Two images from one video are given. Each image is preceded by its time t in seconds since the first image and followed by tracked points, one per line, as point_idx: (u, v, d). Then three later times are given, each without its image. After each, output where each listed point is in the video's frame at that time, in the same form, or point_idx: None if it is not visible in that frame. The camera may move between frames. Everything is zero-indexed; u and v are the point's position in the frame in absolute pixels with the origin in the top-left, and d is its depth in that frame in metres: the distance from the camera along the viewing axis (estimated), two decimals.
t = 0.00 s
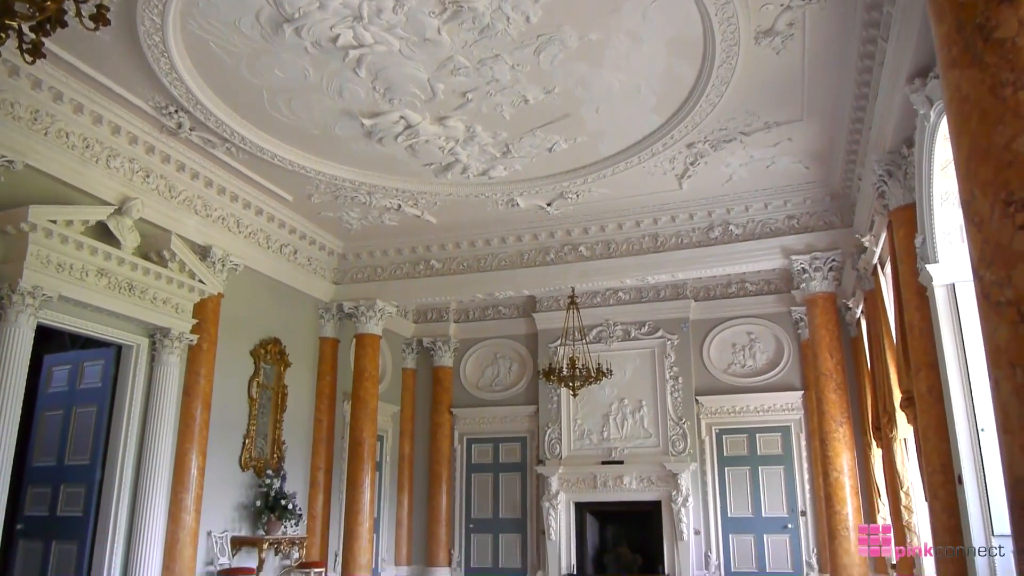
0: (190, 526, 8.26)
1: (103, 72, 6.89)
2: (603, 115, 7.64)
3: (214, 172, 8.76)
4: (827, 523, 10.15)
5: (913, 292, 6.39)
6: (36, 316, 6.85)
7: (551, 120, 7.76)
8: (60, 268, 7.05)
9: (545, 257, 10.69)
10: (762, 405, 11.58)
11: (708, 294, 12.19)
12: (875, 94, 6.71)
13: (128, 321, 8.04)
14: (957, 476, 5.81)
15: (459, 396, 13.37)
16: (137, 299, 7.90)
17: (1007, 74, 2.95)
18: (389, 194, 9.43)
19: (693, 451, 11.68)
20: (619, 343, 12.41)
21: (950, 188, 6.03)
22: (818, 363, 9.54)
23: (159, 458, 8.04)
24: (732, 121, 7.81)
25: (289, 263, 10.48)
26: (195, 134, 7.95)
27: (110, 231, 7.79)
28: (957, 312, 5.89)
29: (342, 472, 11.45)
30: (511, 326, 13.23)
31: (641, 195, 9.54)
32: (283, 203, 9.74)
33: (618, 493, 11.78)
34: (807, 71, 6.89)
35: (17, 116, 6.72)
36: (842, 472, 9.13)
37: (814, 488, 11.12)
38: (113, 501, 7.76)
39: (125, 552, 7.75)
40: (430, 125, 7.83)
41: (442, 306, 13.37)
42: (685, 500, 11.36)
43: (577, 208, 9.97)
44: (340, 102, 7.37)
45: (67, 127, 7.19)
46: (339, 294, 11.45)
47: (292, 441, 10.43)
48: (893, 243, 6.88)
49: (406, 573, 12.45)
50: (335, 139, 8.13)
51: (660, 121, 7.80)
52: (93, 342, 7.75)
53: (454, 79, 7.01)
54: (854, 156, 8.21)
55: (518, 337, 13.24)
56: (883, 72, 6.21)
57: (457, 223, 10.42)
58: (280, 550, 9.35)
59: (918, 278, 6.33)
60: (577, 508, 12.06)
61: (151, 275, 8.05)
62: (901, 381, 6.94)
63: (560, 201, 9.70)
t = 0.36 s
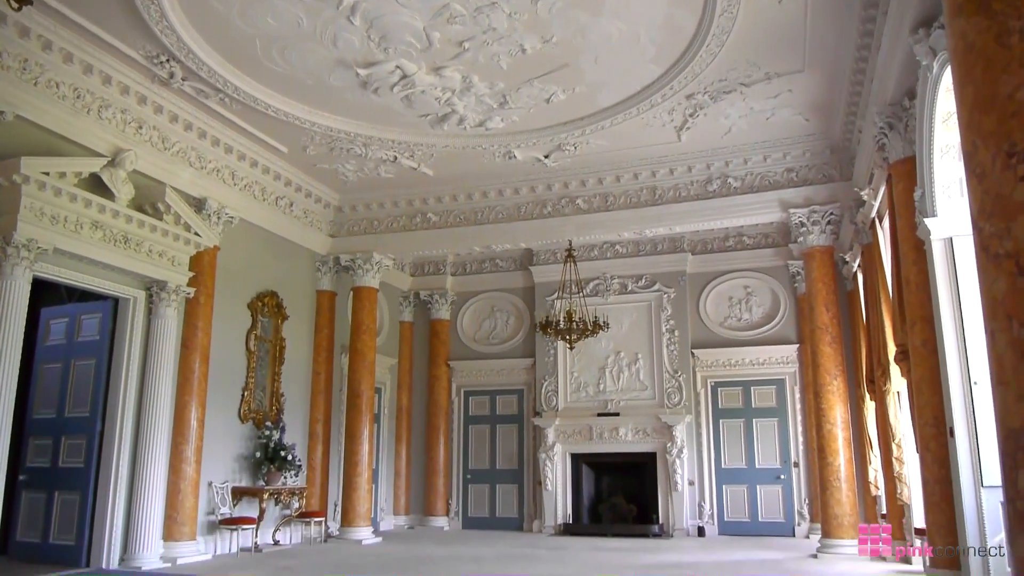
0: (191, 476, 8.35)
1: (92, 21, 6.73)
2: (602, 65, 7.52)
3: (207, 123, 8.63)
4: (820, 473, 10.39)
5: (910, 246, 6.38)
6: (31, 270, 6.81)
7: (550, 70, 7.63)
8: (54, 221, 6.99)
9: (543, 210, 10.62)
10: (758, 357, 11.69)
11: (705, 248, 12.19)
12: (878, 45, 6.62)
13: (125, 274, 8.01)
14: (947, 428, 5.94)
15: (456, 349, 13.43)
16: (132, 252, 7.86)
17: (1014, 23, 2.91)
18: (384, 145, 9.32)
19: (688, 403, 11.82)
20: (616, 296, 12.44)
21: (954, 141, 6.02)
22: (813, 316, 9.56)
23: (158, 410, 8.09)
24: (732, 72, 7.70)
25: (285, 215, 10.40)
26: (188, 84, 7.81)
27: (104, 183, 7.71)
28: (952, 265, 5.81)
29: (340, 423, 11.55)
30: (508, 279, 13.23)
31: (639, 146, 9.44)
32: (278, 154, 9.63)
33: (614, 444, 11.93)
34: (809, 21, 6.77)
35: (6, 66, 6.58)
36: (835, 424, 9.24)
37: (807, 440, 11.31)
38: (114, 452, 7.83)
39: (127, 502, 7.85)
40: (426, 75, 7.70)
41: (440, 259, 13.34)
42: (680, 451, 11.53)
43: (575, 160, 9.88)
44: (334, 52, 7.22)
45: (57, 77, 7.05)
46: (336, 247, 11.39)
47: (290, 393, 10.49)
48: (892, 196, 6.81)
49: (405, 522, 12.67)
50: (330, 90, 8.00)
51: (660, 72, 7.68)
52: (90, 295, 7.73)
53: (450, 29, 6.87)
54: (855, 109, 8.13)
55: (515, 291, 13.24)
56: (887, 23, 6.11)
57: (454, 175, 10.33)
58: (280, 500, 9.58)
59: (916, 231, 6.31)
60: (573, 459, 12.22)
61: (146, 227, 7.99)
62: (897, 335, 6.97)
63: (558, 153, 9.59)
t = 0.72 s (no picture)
0: (190, 438, 8.41)
1: None
2: (601, 25, 7.41)
3: (200, 84, 8.51)
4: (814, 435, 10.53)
5: (908, 210, 6.38)
6: (26, 233, 6.77)
7: (548, 31, 7.51)
8: (48, 184, 6.93)
9: (540, 173, 10.55)
10: (754, 321, 11.76)
11: (703, 212, 12.17)
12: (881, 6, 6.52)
13: (120, 237, 7.97)
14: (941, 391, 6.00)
15: (453, 312, 13.45)
16: (127, 215, 7.81)
17: None
18: (381, 107, 9.22)
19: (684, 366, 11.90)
20: (614, 260, 12.44)
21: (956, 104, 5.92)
22: (810, 281, 9.56)
23: (156, 373, 8.11)
24: (733, 33, 7.59)
25: (281, 178, 10.32)
26: (181, 44, 7.68)
27: (97, 145, 7.62)
28: (949, 230, 5.80)
29: (338, 386, 11.61)
30: (505, 242, 13.20)
31: (637, 109, 9.36)
32: (272, 116, 9.52)
33: (610, 407, 12.03)
34: None
35: None
36: (829, 387, 9.32)
37: (801, 403, 11.43)
38: (113, 415, 7.88)
39: (127, 463, 7.92)
40: (422, 35, 7.58)
41: (437, 223, 13.28)
42: (676, 413, 11.64)
43: (573, 122, 9.78)
44: (329, 12, 7.10)
45: (46, 37, 6.92)
46: (332, 210, 11.32)
47: (287, 357, 10.52)
48: (891, 160, 6.75)
49: (404, 484, 12.82)
50: (324, 51, 7.88)
51: (659, 33, 7.58)
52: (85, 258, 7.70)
53: None
54: (856, 71, 8.04)
55: (511, 255, 13.22)
56: None
57: (451, 137, 10.23)
58: (279, 462, 9.78)
59: (914, 195, 6.30)
60: (570, 421, 12.33)
61: (141, 190, 7.93)
62: (893, 299, 6.99)
63: (556, 115, 9.50)
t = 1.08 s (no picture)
0: (189, 405, 8.44)
1: None
2: None
3: (194, 49, 8.38)
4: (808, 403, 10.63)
5: (907, 177, 6.36)
6: (20, 200, 6.71)
7: None
8: (42, 150, 6.87)
9: (537, 140, 10.47)
10: (752, 289, 11.80)
11: (701, 179, 12.12)
12: None
13: (115, 204, 7.91)
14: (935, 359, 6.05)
15: (451, 280, 13.44)
16: (122, 182, 7.74)
17: None
18: (377, 72, 9.11)
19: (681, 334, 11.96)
20: (611, 228, 12.42)
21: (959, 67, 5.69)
22: (807, 249, 9.56)
23: (153, 341, 8.12)
24: None
25: (276, 144, 10.22)
26: (174, 8, 7.55)
27: (91, 110, 7.54)
28: (948, 198, 5.77)
29: (336, 353, 11.64)
30: (502, 209, 13.15)
31: (636, 74, 9.26)
32: (267, 81, 9.40)
33: (607, 374, 12.11)
34: None
35: None
36: (825, 355, 9.37)
37: (797, 370, 11.52)
38: (112, 382, 7.90)
39: (127, 430, 7.96)
40: None
41: (434, 190, 13.21)
42: (672, 381, 11.71)
43: (571, 88, 9.68)
44: None
45: None
46: (328, 177, 11.24)
47: (285, 324, 10.52)
48: (891, 127, 6.70)
49: (402, 450, 12.93)
50: (319, 14, 7.76)
51: None
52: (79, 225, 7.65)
53: None
54: (857, 36, 7.95)
55: (508, 222, 13.18)
56: None
57: (448, 103, 10.12)
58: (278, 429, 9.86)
59: (914, 163, 6.27)
60: (567, 388, 12.41)
61: (135, 157, 7.86)
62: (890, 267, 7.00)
63: (553, 81, 9.40)
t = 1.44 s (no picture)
0: (187, 387, 8.46)
1: None
2: None
3: (189, 29, 8.30)
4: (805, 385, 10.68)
5: (906, 159, 6.34)
6: (16, 182, 6.66)
7: None
8: (37, 131, 6.82)
9: (536, 122, 10.42)
10: (749, 272, 11.82)
11: (700, 161, 12.09)
12: None
13: (111, 186, 7.87)
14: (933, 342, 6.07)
15: (448, 262, 13.43)
16: (118, 164, 7.70)
17: None
18: (374, 53, 9.04)
19: (679, 316, 11.98)
20: (610, 210, 12.41)
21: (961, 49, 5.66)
22: (806, 231, 9.54)
23: (151, 323, 8.11)
24: None
25: (273, 125, 10.15)
26: None
27: (86, 91, 7.48)
28: (948, 180, 5.76)
29: (334, 336, 11.64)
30: (500, 191, 13.12)
31: (635, 56, 9.21)
32: (264, 62, 9.31)
33: (604, 356, 12.14)
34: None
35: None
36: (823, 337, 9.39)
37: (794, 352, 11.56)
38: (110, 365, 7.90)
39: (126, 413, 7.98)
40: None
41: (432, 171, 13.15)
42: (670, 363, 11.75)
43: (570, 69, 9.62)
44: None
45: None
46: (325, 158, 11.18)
47: (282, 307, 10.51)
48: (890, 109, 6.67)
49: (400, 432, 12.98)
50: None
51: None
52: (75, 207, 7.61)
53: None
54: (858, 17, 7.91)
55: (507, 204, 13.15)
56: None
57: (446, 84, 10.05)
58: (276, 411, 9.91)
59: (914, 144, 6.25)
60: (565, 371, 12.45)
61: (131, 138, 7.81)
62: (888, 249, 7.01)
63: (552, 62, 9.34)
